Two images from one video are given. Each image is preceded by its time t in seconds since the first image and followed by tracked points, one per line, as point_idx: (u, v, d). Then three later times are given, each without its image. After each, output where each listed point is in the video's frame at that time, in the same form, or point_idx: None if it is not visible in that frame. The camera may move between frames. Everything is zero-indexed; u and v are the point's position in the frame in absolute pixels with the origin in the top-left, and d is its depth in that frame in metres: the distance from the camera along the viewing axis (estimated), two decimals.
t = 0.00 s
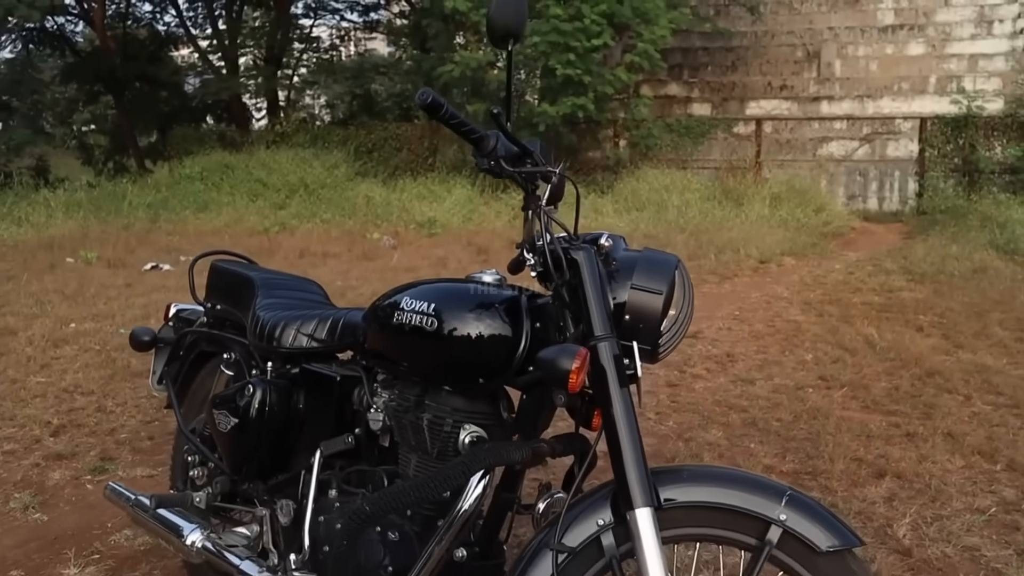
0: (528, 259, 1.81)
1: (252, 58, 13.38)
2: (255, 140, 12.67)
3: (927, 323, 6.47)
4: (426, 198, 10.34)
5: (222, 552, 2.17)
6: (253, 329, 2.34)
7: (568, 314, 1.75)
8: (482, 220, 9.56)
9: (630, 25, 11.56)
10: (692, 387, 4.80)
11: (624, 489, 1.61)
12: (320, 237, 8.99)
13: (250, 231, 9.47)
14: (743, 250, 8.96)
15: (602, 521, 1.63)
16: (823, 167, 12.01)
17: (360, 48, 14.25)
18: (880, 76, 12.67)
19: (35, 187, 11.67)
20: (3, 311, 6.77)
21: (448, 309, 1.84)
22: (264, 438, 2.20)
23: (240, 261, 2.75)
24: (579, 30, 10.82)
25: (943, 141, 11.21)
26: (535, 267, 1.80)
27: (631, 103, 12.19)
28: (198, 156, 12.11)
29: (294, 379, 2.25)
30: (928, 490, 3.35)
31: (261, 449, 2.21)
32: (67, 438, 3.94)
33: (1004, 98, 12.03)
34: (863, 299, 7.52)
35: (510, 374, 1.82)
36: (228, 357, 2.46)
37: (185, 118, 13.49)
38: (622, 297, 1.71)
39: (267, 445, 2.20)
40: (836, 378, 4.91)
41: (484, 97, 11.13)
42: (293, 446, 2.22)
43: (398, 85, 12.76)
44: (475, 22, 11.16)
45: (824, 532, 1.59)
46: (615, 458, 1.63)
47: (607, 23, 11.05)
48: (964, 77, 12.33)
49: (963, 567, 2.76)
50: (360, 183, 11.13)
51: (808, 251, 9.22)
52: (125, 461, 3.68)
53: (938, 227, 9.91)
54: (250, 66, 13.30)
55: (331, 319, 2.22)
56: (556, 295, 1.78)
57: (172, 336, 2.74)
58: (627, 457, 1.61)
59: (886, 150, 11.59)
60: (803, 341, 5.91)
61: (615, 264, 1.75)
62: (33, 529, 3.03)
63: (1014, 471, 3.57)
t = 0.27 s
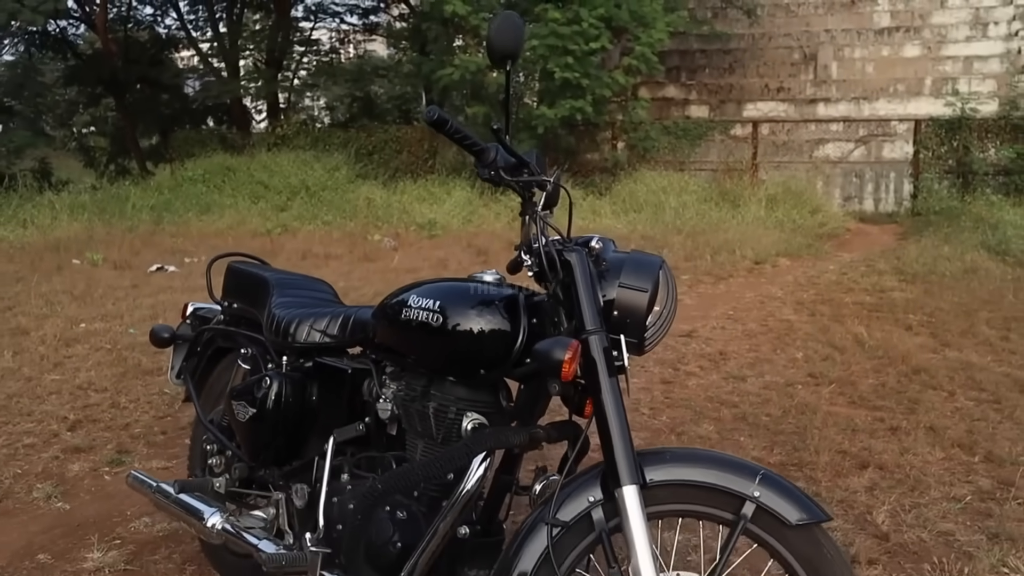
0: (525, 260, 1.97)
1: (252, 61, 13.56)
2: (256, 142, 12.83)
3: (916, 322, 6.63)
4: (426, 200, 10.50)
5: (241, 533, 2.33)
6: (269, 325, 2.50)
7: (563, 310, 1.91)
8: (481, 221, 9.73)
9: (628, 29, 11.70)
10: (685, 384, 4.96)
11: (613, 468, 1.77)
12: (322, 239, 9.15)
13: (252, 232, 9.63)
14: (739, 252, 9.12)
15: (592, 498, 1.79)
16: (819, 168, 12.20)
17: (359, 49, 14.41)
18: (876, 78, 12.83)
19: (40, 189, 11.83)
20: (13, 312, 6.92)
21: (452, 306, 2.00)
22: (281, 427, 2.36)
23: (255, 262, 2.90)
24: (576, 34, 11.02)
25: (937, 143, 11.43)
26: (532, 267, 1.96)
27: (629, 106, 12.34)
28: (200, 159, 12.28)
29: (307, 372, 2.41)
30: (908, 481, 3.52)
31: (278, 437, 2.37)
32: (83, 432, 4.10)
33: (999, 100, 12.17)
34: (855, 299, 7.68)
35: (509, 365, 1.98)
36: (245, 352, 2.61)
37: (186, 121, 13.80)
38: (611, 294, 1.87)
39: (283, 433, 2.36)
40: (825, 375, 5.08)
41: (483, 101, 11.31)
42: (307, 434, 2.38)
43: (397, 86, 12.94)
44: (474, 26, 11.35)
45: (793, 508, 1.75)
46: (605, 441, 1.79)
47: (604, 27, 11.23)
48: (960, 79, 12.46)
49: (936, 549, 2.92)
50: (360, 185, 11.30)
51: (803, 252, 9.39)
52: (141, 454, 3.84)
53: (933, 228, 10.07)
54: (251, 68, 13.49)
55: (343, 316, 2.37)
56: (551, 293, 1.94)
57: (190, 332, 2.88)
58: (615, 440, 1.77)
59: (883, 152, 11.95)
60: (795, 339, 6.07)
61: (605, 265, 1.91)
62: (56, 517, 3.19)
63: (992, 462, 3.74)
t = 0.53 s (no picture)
0: (518, 256, 2.13)
1: (252, 64, 13.74)
2: (256, 145, 13.00)
3: (904, 321, 6.80)
4: (425, 201, 10.67)
5: (252, 512, 2.48)
6: (278, 318, 2.65)
7: (553, 301, 2.07)
8: (479, 223, 9.89)
9: (624, 33, 11.88)
10: (676, 379, 5.13)
11: (598, 445, 1.92)
12: (322, 240, 9.31)
13: (253, 234, 9.77)
14: (733, 253, 9.27)
15: (579, 473, 1.95)
16: (814, 170, 12.39)
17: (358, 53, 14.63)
18: (871, 81, 13.04)
19: (42, 191, 11.97)
20: (20, 311, 7.07)
21: (450, 297, 2.15)
22: (290, 413, 2.52)
23: (264, 259, 3.05)
24: (573, 37, 11.20)
25: (930, 145, 11.59)
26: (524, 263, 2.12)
27: (626, 108, 12.50)
28: (201, 161, 12.43)
29: (314, 361, 2.56)
30: (886, 469, 3.68)
31: (286, 421, 2.53)
32: (95, 424, 4.26)
33: (992, 103, 12.34)
34: (845, 299, 7.83)
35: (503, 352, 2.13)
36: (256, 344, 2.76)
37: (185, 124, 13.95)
38: (597, 286, 2.02)
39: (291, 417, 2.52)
40: (811, 370, 5.24)
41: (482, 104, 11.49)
42: (315, 419, 2.54)
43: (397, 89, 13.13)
44: (473, 30, 11.55)
45: (763, 480, 1.92)
46: (590, 420, 1.94)
47: (601, 31, 11.41)
48: (953, 82, 12.64)
49: (909, 530, 3.09)
50: (359, 187, 11.47)
51: (796, 253, 9.57)
52: (151, 445, 4.00)
53: (925, 229, 10.23)
54: (251, 71, 13.67)
55: (347, 308, 2.52)
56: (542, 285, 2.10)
57: (201, 326, 3.03)
58: (600, 419, 1.93)
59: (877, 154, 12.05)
60: (784, 337, 6.24)
61: (592, 259, 2.07)
62: (73, 503, 3.35)
63: (968, 452, 3.91)
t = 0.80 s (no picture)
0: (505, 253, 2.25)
1: (253, 67, 13.87)
2: (256, 147, 13.13)
3: (893, 320, 6.92)
4: (424, 203, 10.80)
5: (252, 499, 2.60)
6: (277, 313, 2.77)
7: (537, 296, 2.19)
8: (478, 225, 10.01)
9: (622, 37, 12.01)
10: (667, 376, 5.25)
11: (577, 430, 2.04)
12: (322, 242, 9.42)
13: (254, 236, 9.89)
14: (728, 254, 9.39)
15: (560, 457, 2.07)
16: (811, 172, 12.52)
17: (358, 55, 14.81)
18: (868, 83, 13.18)
19: (45, 193, 12.10)
20: (25, 311, 7.19)
21: (440, 292, 2.27)
22: (288, 405, 2.63)
23: (264, 258, 3.17)
24: (571, 40, 11.31)
25: (925, 147, 11.73)
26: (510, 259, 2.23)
27: (624, 111, 12.63)
28: (201, 164, 12.56)
29: (312, 355, 2.68)
30: (867, 461, 3.80)
31: (285, 412, 2.65)
32: (100, 419, 4.38)
33: (988, 105, 12.47)
34: (837, 299, 7.95)
35: (490, 345, 2.25)
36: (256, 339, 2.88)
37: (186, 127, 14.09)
38: (578, 282, 2.13)
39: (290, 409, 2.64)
40: (800, 368, 5.36)
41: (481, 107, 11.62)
42: (312, 409, 2.66)
43: (397, 92, 13.28)
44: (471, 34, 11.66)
45: (733, 464, 2.03)
46: (570, 408, 2.06)
47: (599, 34, 11.53)
48: (950, 85, 12.78)
49: (885, 519, 3.20)
50: (359, 189, 11.60)
51: (791, 254, 9.68)
52: (154, 439, 4.12)
53: (918, 231, 10.35)
54: (252, 74, 13.79)
55: (344, 304, 2.64)
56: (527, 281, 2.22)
57: (203, 323, 3.14)
58: (579, 406, 2.05)
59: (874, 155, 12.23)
60: (775, 336, 6.36)
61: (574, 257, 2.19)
62: (80, 493, 3.47)
63: (948, 446, 4.02)
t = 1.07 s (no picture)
0: (487, 250, 2.38)
1: (254, 70, 14.01)
2: (256, 150, 13.27)
3: (881, 319, 7.05)
4: (423, 206, 10.95)
5: (251, 484, 2.73)
6: (275, 308, 2.90)
7: (518, 290, 2.32)
8: (475, 227, 10.14)
9: (620, 41, 12.10)
10: (657, 373, 5.39)
11: (555, 415, 2.17)
12: (321, 243, 9.56)
13: (254, 237, 10.02)
14: (722, 255, 9.52)
15: (540, 441, 2.20)
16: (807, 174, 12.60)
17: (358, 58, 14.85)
18: (864, 86, 13.34)
19: (47, 195, 12.23)
20: (29, 311, 7.32)
21: (428, 287, 2.40)
22: (285, 396, 2.76)
23: (262, 256, 3.30)
24: (568, 45, 11.43)
25: (919, 150, 11.85)
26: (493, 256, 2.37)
27: (621, 114, 12.78)
28: (202, 166, 12.70)
29: (308, 348, 2.81)
30: (846, 453, 3.93)
31: (283, 403, 2.78)
32: (104, 414, 4.52)
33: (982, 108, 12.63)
34: (828, 299, 8.08)
35: (474, 337, 2.38)
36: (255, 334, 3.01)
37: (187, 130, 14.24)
38: (556, 277, 2.26)
39: (286, 399, 2.77)
40: (787, 365, 5.49)
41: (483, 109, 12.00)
42: (307, 400, 2.79)
43: (395, 96, 13.35)
44: (469, 39, 11.77)
45: (701, 448, 2.17)
46: (549, 395, 2.19)
47: (595, 38, 11.65)
48: (945, 88, 12.96)
49: (859, 506, 3.33)
50: (358, 191, 11.74)
51: (785, 255, 9.81)
52: (157, 432, 4.26)
53: (912, 232, 10.48)
54: (252, 77, 13.93)
55: (338, 299, 2.76)
56: (509, 277, 2.35)
57: (204, 319, 3.28)
58: (557, 394, 2.18)
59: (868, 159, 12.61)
60: (765, 334, 6.49)
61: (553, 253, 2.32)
62: (85, 483, 3.61)
63: (926, 438, 4.15)
